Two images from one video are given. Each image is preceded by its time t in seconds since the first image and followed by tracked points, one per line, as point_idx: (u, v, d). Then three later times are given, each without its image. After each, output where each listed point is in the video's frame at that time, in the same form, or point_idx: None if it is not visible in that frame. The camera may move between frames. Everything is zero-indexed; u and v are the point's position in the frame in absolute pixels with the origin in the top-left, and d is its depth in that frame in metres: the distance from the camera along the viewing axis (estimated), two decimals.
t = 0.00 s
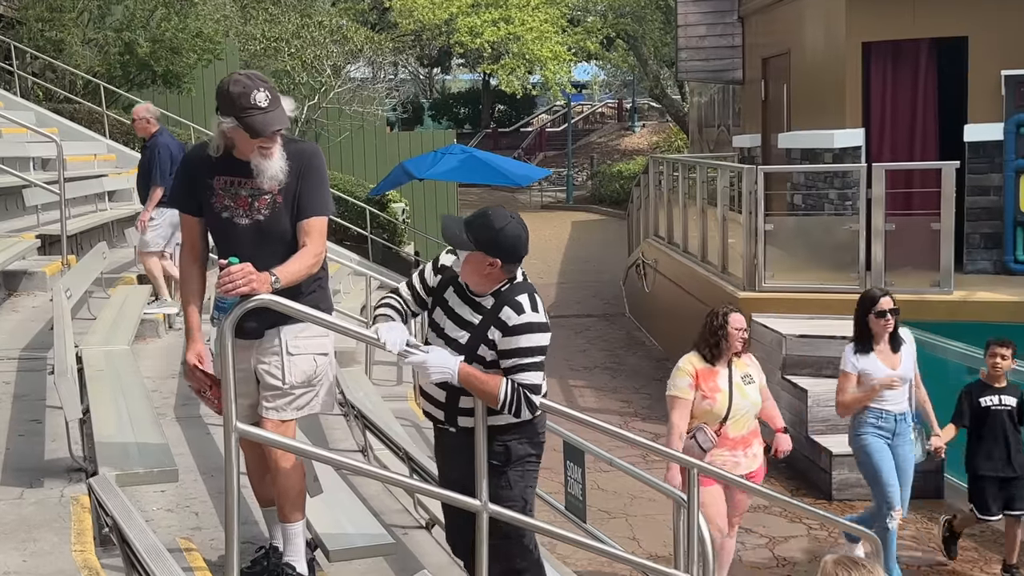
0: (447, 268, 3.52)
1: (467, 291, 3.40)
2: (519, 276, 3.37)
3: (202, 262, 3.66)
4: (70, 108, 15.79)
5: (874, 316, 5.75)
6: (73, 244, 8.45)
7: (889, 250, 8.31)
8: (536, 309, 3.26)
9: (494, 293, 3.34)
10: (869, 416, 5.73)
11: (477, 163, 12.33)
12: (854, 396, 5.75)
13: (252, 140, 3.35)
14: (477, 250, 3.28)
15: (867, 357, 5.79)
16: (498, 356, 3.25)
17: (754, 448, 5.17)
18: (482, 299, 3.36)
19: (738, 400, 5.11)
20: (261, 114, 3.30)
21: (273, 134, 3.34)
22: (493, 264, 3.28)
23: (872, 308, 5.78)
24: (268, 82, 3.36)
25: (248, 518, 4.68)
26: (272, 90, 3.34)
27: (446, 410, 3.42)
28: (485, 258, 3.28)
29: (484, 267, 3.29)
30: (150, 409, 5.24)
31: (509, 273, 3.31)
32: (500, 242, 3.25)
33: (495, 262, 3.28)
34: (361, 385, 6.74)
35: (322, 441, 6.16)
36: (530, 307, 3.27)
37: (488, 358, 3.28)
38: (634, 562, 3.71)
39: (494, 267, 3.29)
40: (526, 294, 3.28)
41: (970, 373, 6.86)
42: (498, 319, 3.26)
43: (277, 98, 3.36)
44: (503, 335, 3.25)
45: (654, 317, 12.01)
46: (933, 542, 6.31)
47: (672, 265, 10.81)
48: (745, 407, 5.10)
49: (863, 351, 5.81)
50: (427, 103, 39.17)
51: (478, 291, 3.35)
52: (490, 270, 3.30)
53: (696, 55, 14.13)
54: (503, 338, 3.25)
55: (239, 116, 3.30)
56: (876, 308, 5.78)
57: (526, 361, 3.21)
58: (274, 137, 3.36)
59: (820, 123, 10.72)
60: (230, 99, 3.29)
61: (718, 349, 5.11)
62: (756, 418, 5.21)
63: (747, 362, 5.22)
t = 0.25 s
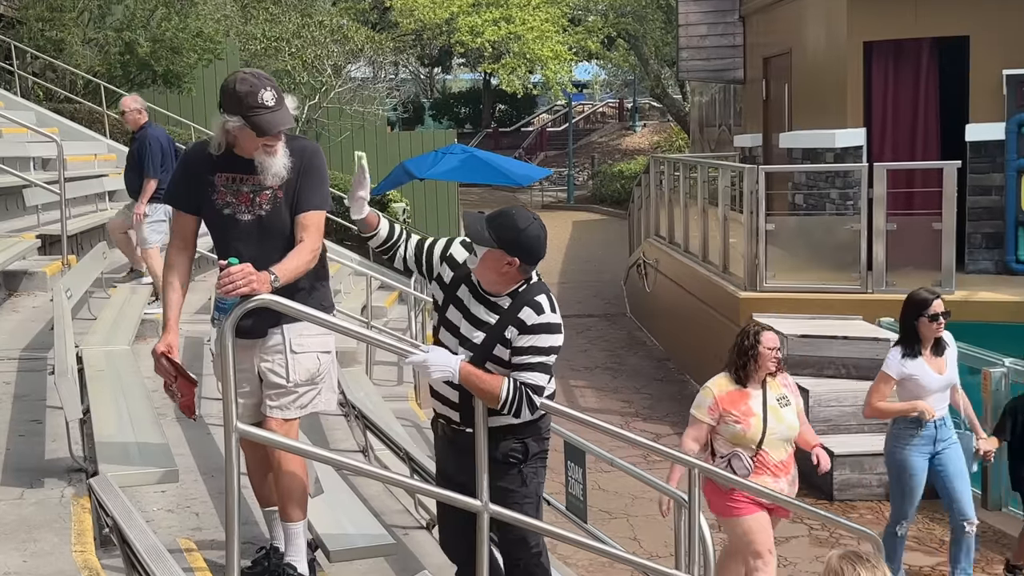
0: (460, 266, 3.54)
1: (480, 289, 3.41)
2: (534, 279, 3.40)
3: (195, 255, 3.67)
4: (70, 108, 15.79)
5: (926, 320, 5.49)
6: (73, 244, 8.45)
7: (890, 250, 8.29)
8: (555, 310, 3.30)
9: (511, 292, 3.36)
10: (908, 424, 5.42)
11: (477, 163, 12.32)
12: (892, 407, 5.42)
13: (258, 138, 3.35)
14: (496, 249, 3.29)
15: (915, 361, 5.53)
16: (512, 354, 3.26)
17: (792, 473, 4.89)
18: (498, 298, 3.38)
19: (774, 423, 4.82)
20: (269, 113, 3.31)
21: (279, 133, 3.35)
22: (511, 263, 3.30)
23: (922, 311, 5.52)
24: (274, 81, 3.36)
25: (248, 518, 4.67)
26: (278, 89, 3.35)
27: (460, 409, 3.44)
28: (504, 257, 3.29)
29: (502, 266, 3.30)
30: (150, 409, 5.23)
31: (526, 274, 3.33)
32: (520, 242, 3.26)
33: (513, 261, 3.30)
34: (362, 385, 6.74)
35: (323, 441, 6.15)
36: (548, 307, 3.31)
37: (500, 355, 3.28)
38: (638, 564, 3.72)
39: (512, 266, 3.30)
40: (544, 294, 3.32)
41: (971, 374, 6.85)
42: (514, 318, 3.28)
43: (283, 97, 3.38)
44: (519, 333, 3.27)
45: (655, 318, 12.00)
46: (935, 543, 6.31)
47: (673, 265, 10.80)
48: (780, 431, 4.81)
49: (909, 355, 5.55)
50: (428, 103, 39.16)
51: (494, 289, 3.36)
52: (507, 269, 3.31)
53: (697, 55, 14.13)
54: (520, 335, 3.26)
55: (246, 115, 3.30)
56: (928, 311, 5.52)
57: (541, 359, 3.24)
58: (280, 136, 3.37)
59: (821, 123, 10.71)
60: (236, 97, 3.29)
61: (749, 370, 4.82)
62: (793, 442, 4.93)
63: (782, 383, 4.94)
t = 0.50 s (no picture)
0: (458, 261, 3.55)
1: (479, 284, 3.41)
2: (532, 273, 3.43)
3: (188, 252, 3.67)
4: (69, 107, 15.78)
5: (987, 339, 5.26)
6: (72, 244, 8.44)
7: (890, 250, 8.29)
8: (559, 302, 3.34)
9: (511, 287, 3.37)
10: (965, 453, 5.32)
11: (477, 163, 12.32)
12: (949, 430, 5.25)
13: (252, 138, 3.35)
14: (499, 243, 3.30)
15: (973, 383, 5.34)
16: (518, 345, 3.29)
17: (833, 481, 4.83)
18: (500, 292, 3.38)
19: (818, 430, 4.74)
20: (263, 112, 3.30)
21: (273, 132, 3.34)
22: (513, 257, 3.31)
23: (984, 329, 5.29)
24: (268, 81, 3.36)
25: (248, 518, 4.67)
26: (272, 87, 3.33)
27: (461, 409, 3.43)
28: (507, 251, 3.30)
29: (505, 260, 3.31)
30: (149, 409, 5.23)
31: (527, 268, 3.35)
32: (524, 236, 3.30)
33: (515, 255, 3.31)
34: (361, 384, 6.74)
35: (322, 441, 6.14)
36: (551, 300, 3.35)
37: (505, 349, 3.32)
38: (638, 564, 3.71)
39: (514, 260, 3.31)
40: (547, 288, 3.37)
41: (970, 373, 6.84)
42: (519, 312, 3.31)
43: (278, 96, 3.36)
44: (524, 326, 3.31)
45: (655, 317, 12.01)
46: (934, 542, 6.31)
47: (673, 265, 10.81)
48: (824, 438, 4.74)
49: (969, 377, 5.35)
50: (428, 103, 39.16)
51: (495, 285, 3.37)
52: (510, 263, 3.32)
53: (697, 54, 14.13)
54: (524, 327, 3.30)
55: (240, 115, 3.30)
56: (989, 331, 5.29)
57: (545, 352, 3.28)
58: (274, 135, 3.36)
59: (821, 122, 10.71)
60: (230, 97, 3.29)
61: (786, 374, 4.73)
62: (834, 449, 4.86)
63: (819, 387, 4.85)
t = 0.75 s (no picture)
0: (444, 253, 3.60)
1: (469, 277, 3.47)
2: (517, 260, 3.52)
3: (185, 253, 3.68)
4: (67, 107, 15.77)
5: None
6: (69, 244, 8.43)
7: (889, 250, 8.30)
8: (551, 283, 3.44)
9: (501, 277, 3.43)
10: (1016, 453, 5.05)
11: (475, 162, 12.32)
12: (996, 430, 5.04)
13: (225, 136, 3.35)
14: (491, 231, 3.38)
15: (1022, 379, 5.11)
16: (518, 329, 3.36)
17: (882, 504, 4.65)
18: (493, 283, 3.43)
19: (865, 450, 4.59)
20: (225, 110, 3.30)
21: (244, 129, 3.34)
22: (505, 244, 3.38)
23: None
24: (236, 79, 3.35)
25: (246, 517, 4.66)
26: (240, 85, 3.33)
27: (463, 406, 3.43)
28: (497, 238, 3.38)
29: (496, 248, 3.37)
30: (146, 408, 5.22)
31: (517, 254, 3.43)
32: (514, 221, 3.38)
33: (506, 242, 3.38)
34: (360, 383, 6.74)
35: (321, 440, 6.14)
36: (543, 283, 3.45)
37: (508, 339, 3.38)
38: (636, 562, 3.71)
39: (505, 248, 3.39)
40: (537, 272, 3.46)
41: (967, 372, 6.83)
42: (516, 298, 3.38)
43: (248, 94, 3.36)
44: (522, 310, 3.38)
45: (654, 317, 12.01)
46: (933, 541, 6.32)
47: (672, 264, 10.81)
48: (872, 459, 4.58)
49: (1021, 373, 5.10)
50: (426, 103, 39.17)
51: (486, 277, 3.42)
52: (502, 251, 3.39)
53: (695, 53, 14.13)
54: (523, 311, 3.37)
55: (207, 113, 3.31)
56: None
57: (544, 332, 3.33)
58: (246, 132, 3.36)
59: (820, 122, 10.71)
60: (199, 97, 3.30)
61: (831, 392, 4.57)
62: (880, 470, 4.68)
63: (864, 405, 4.70)
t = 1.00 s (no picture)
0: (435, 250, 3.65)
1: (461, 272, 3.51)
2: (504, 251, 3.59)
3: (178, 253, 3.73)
4: (64, 106, 15.75)
5: None
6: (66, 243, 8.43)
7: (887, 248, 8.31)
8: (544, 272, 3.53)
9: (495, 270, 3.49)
10: None
11: (473, 161, 12.32)
12: None
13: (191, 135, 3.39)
14: (481, 223, 3.43)
15: None
16: (520, 321, 3.46)
17: (940, 517, 4.61)
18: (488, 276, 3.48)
19: (922, 459, 4.54)
20: (182, 110, 3.36)
21: (204, 128, 3.37)
22: (495, 236, 3.44)
23: None
24: (198, 79, 3.39)
25: (245, 516, 4.66)
26: (199, 86, 3.37)
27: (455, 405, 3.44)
28: (490, 231, 3.43)
29: (487, 242, 3.43)
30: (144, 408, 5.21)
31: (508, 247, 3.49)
32: (504, 213, 3.45)
33: (497, 234, 3.44)
34: (359, 382, 6.75)
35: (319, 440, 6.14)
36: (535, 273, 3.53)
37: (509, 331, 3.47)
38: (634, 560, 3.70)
39: (496, 240, 3.44)
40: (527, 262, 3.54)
41: (966, 370, 6.85)
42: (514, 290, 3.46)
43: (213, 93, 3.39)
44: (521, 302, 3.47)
45: (651, 315, 12.03)
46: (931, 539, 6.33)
47: (670, 262, 10.81)
48: (931, 469, 4.53)
49: None
50: (424, 102, 39.15)
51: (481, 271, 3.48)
52: (493, 243, 3.44)
53: (693, 52, 14.11)
54: (522, 303, 3.46)
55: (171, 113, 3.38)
56: None
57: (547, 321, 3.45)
58: (208, 130, 3.39)
59: (817, 121, 10.72)
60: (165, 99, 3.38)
61: (891, 401, 4.50)
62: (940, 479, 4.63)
63: (920, 413, 4.65)
